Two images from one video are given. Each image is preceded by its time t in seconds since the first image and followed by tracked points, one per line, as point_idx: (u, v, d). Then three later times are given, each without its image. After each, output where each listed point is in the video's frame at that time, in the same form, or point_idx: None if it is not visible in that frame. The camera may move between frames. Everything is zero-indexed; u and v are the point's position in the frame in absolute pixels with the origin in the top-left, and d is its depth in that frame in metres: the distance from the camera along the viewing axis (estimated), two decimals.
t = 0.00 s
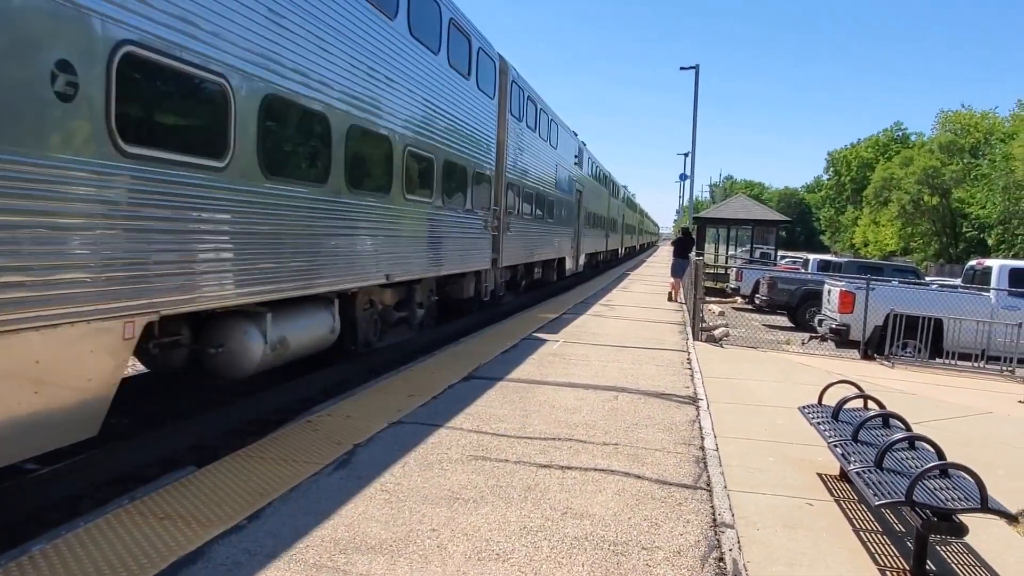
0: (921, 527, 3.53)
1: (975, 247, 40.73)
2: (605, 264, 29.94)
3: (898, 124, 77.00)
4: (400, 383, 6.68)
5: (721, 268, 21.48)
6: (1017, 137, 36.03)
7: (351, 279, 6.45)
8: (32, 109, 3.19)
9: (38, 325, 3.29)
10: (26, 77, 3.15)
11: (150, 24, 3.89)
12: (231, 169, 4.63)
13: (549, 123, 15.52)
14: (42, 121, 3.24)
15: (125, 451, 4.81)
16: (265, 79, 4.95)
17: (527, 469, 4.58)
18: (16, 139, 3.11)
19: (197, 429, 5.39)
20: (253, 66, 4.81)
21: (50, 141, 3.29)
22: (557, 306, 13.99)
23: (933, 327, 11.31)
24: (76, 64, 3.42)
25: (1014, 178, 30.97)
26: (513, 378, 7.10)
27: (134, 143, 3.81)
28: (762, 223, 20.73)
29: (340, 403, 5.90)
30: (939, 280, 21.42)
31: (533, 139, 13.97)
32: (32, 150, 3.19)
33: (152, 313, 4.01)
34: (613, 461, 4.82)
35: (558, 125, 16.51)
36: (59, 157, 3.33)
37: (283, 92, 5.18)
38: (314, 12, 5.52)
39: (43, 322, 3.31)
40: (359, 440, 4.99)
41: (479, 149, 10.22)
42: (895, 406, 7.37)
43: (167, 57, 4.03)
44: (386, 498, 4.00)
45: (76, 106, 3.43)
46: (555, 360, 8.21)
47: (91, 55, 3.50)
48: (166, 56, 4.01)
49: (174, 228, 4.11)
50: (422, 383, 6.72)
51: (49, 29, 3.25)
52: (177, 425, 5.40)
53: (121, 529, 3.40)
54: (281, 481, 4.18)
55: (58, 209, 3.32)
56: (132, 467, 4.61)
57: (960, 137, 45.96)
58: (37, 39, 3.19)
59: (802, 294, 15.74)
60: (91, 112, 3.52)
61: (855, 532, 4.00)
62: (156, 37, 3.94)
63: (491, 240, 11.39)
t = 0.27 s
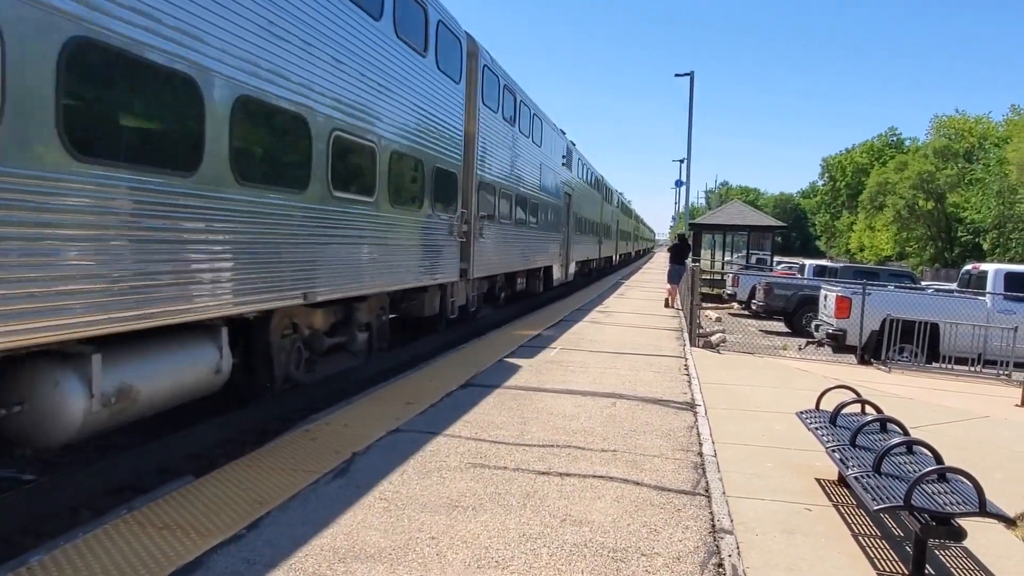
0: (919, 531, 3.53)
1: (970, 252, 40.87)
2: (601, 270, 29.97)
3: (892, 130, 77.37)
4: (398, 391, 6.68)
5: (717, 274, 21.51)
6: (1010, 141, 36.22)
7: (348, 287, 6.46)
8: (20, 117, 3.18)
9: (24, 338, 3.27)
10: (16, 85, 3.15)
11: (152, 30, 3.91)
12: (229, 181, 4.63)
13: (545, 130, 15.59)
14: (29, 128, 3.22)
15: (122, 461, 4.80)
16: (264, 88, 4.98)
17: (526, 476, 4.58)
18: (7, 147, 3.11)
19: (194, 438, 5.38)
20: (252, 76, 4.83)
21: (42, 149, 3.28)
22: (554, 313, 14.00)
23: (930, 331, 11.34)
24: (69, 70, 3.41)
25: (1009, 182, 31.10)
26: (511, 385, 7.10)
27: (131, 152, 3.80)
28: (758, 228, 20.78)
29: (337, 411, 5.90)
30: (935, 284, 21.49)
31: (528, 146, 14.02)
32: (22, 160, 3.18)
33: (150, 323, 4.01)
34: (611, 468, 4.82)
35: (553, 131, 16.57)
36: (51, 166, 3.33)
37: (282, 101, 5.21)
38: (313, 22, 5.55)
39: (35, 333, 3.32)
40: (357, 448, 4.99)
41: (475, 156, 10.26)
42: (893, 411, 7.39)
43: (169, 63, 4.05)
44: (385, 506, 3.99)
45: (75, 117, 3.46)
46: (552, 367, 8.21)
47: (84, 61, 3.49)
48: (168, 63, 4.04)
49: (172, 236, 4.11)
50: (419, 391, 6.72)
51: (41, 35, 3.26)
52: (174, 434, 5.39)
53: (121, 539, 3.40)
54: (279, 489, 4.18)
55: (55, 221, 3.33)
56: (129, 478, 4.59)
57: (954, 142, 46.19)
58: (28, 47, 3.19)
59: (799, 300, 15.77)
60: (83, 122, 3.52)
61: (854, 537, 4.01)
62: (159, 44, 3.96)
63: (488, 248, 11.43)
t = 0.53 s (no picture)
0: (918, 534, 3.54)
1: (965, 254, 41.00)
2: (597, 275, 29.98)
3: (886, 133, 77.70)
4: (396, 398, 6.68)
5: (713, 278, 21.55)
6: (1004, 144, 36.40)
7: (345, 294, 6.46)
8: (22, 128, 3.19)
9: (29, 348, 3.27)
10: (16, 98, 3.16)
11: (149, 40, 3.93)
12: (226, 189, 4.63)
13: (540, 136, 15.63)
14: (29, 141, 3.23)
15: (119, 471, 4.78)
16: (260, 97, 5.00)
17: (525, 482, 4.58)
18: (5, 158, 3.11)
19: (192, 447, 5.37)
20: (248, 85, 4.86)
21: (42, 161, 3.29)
22: (551, 318, 14.01)
23: (926, 334, 11.37)
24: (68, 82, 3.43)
25: (1003, 185, 31.23)
26: (508, 391, 7.10)
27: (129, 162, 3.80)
28: (754, 232, 20.82)
29: (335, 418, 5.89)
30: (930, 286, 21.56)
31: (524, 152, 14.06)
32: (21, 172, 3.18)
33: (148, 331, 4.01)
34: (610, 473, 4.82)
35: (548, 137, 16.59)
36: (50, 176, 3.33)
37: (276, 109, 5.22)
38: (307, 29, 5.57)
39: (39, 343, 3.32)
40: (356, 455, 4.98)
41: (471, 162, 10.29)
42: (890, 414, 7.40)
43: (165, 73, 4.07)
44: (384, 514, 3.99)
45: (74, 129, 3.47)
46: (550, 372, 8.21)
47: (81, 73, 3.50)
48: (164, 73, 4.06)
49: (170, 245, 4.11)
50: (416, 398, 6.71)
51: (41, 48, 3.27)
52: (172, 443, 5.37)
53: (120, 550, 3.38)
54: (278, 497, 4.17)
55: (49, 232, 3.31)
56: (127, 487, 4.58)
57: (948, 145, 46.38)
58: (26, 59, 3.20)
59: (795, 303, 15.80)
60: (82, 135, 3.53)
61: (853, 540, 4.01)
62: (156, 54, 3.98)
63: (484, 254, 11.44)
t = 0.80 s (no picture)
0: (918, 538, 3.54)
1: (963, 258, 41.07)
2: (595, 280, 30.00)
3: (882, 137, 77.93)
4: (395, 406, 6.67)
5: (712, 283, 21.57)
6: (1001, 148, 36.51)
7: (343, 302, 6.47)
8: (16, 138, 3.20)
9: (29, 357, 3.30)
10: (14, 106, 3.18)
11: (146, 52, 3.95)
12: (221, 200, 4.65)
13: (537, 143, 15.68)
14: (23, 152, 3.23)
15: (118, 480, 4.77)
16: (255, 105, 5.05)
17: (524, 489, 4.57)
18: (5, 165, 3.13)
19: (191, 455, 5.35)
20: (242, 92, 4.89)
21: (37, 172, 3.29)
22: (549, 325, 14.01)
23: (925, 337, 11.38)
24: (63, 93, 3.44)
25: (1000, 189, 31.29)
26: (507, 398, 7.10)
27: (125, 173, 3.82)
28: (752, 237, 20.85)
29: (335, 426, 5.88)
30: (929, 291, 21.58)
31: (521, 158, 14.11)
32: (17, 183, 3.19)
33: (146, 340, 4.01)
34: (609, 479, 4.81)
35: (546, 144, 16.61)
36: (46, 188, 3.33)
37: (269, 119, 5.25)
38: (298, 39, 5.61)
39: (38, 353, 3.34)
40: (355, 463, 4.98)
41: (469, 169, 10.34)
42: (889, 418, 7.40)
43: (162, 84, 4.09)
44: (383, 521, 3.98)
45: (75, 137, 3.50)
46: (549, 378, 8.21)
47: (78, 84, 3.52)
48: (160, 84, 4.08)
49: (166, 254, 4.12)
50: (415, 405, 6.70)
51: (37, 60, 3.29)
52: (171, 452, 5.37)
53: (118, 559, 3.37)
54: (277, 506, 4.16)
55: (47, 242, 3.33)
56: (126, 497, 4.57)
57: (944, 149, 46.54)
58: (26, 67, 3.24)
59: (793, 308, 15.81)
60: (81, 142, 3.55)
61: (853, 545, 4.01)
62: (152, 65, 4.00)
63: (482, 261, 11.44)
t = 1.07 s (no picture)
0: (915, 541, 3.53)
1: (960, 262, 41.16)
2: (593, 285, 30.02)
3: (879, 142, 78.18)
4: (392, 410, 6.67)
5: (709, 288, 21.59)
6: (997, 152, 36.63)
7: (340, 306, 6.47)
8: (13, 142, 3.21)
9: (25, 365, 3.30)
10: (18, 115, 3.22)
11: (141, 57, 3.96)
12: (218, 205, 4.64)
13: (535, 147, 15.71)
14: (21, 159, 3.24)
15: (114, 485, 4.76)
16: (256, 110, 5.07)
17: (521, 494, 4.57)
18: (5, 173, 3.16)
19: (187, 460, 5.34)
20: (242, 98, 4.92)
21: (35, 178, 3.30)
22: (547, 329, 14.02)
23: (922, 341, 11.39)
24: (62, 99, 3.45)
25: (997, 193, 31.38)
26: (504, 402, 7.10)
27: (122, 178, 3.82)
28: (749, 242, 20.88)
29: (332, 431, 5.88)
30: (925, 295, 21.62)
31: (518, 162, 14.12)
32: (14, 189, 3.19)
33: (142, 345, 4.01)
34: (606, 484, 4.81)
35: (542, 148, 16.62)
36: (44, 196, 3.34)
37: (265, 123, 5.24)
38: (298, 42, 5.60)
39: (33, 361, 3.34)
40: (352, 468, 4.97)
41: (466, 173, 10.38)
42: (886, 423, 7.40)
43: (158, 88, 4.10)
44: (380, 526, 3.97)
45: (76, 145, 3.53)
46: (546, 383, 8.21)
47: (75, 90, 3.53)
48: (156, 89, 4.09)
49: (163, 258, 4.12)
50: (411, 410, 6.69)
51: (42, 67, 3.33)
52: (168, 457, 5.36)
53: (114, 564, 3.36)
54: (274, 511, 4.15)
55: (43, 247, 3.33)
56: (122, 502, 4.56)
57: (941, 154, 46.67)
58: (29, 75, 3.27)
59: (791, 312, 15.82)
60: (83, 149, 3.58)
61: (850, 549, 4.01)
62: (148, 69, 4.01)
63: (479, 265, 11.45)
